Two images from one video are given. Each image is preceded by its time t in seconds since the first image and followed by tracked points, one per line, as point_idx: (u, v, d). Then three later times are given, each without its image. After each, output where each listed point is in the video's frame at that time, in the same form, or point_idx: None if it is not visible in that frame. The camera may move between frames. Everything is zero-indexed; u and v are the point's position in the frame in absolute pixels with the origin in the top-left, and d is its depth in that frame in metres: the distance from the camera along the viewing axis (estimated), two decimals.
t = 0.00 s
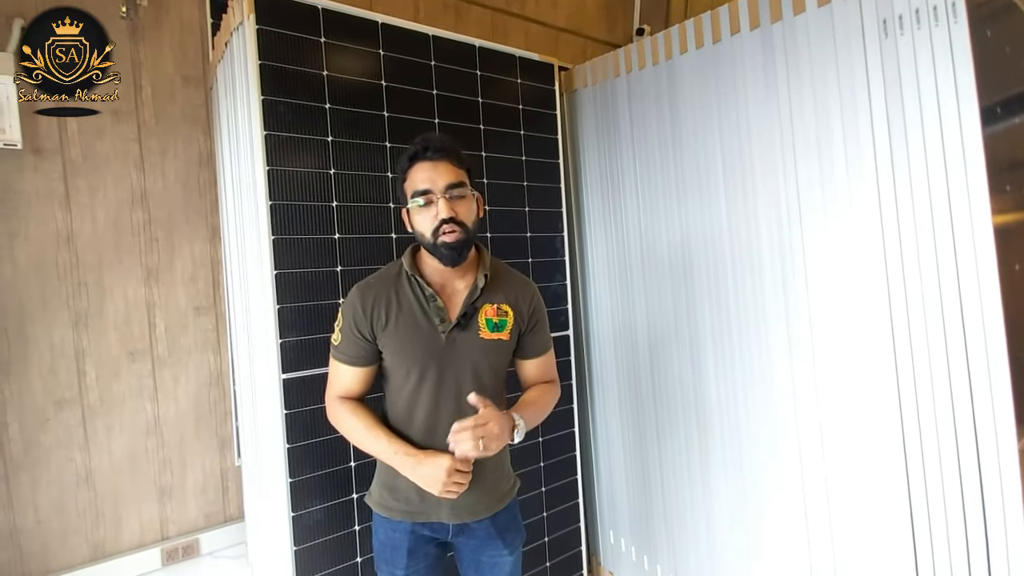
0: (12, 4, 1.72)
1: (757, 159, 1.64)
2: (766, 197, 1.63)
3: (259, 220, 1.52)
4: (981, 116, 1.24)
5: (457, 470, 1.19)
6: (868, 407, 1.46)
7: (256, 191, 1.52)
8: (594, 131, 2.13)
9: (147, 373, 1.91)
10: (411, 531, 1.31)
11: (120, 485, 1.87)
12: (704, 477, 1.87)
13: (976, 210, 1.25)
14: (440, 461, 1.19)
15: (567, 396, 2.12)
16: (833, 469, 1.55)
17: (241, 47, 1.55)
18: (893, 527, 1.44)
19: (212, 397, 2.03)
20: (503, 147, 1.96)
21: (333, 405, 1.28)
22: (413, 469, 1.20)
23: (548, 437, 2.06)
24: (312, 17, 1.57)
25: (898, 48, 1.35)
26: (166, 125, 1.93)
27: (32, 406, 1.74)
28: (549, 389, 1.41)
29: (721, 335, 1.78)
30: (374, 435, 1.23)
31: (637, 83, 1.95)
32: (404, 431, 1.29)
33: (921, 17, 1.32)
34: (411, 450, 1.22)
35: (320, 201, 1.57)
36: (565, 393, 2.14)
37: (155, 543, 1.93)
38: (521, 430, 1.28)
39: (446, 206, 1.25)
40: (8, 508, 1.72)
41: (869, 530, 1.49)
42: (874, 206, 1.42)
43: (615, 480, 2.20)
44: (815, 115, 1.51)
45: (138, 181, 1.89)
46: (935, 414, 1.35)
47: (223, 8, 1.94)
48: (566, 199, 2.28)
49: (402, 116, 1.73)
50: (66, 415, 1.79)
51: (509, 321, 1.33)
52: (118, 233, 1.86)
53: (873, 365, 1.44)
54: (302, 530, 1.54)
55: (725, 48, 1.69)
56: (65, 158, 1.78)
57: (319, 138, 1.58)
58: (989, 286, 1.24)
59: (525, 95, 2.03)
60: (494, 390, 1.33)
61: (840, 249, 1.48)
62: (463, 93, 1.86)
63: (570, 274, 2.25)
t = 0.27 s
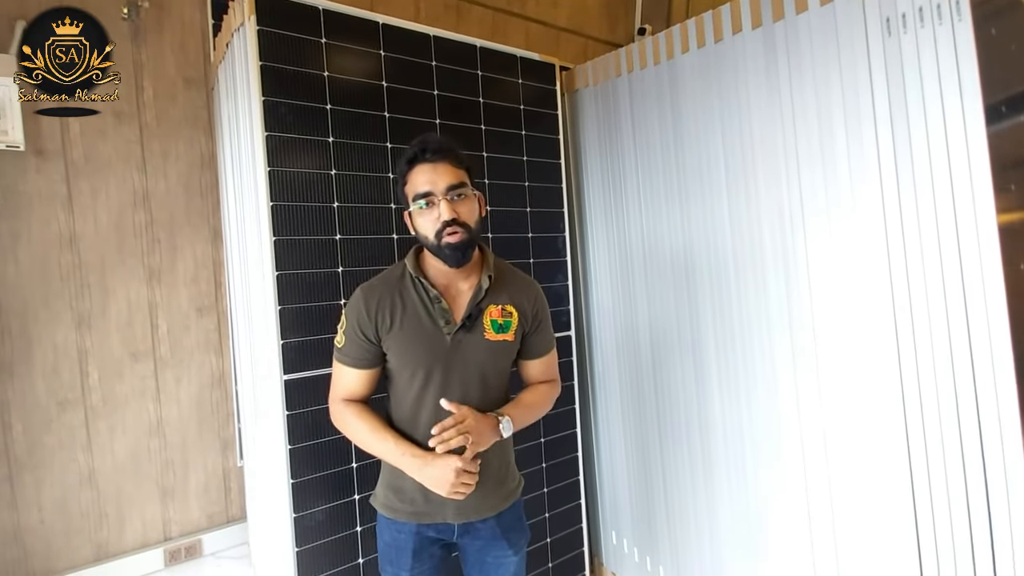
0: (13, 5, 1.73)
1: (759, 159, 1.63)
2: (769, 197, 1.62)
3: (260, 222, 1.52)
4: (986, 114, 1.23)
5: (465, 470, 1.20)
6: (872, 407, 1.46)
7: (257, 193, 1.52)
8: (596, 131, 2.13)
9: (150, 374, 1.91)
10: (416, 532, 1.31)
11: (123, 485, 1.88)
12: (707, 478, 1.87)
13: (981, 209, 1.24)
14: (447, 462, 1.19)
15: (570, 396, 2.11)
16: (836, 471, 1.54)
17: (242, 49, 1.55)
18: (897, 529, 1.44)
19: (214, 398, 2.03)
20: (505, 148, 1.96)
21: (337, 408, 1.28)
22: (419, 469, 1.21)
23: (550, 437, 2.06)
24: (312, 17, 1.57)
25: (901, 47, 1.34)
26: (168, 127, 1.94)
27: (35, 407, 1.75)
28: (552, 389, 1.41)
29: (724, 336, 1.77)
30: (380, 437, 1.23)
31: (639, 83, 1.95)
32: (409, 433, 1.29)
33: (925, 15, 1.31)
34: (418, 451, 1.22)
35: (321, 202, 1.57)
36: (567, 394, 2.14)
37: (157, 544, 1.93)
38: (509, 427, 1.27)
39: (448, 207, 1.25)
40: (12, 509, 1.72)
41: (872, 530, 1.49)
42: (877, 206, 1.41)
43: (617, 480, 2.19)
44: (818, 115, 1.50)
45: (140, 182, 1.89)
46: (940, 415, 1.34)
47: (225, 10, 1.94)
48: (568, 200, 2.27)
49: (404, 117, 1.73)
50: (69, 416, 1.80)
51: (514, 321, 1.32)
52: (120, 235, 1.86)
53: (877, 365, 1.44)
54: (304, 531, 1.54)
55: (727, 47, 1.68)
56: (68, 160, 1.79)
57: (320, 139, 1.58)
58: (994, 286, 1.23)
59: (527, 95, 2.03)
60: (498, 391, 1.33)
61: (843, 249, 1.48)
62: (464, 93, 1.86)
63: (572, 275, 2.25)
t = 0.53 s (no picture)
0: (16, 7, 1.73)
1: (761, 160, 1.64)
2: (770, 198, 1.63)
3: (263, 223, 1.53)
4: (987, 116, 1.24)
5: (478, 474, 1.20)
6: (873, 408, 1.46)
7: (260, 194, 1.53)
8: (597, 132, 2.13)
9: (153, 374, 1.92)
10: (424, 532, 1.31)
11: (127, 486, 1.89)
12: (708, 478, 1.87)
13: (982, 210, 1.24)
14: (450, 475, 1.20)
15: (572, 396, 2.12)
16: (837, 471, 1.55)
17: (245, 50, 1.56)
18: (898, 529, 1.44)
19: (217, 398, 2.04)
20: (507, 148, 1.96)
21: (344, 410, 1.29)
22: (433, 470, 1.21)
23: (552, 437, 2.07)
24: (315, 19, 1.58)
25: (902, 48, 1.35)
26: (171, 128, 1.94)
27: (39, 408, 1.75)
28: (559, 391, 1.41)
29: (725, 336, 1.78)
30: (386, 439, 1.24)
31: (640, 84, 1.95)
32: (416, 434, 1.30)
33: (926, 17, 1.31)
34: (426, 453, 1.22)
35: (324, 203, 1.58)
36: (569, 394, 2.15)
37: (160, 544, 1.94)
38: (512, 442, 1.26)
39: (452, 208, 1.26)
40: (16, 509, 1.73)
41: (873, 529, 1.49)
42: (879, 208, 1.41)
43: (619, 480, 2.20)
44: (819, 118, 1.51)
45: (142, 183, 1.90)
46: (941, 415, 1.35)
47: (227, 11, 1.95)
48: (569, 200, 2.28)
49: (407, 118, 1.74)
50: (73, 417, 1.80)
51: (519, 322, 1.32)
52: (123, 236, 1.87)
53: (878, 366, 1.44)
54: (307, 531, 1.54)
55: (729, 48, 1.68)
56: (71, 161, 1.79)
57: (323, 140, 1.58)
58: (995, 287, 1.24)
59: (528, 96, 2.03)
60: (504, 392, 1.34)
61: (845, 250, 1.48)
62: (466, 94, 1.87)
63: (573, 275, 2.26)
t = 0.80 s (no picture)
0: (21, 9, 1.74)
1: (763, 161, 1.64)
2: (773, 199, 1.63)
3: (267, 224, 1.53)
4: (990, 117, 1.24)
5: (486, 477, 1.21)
6: (875, 409, 1.47)
7: (264, 195, 1.53)
8: (600, 133, 2.14)
9: (156, 374, 1.93)
10: (430, 533, 1.32)
11: (131, 485, 1.89)
12: (711, 479, 1.87)
13: (985, 210, 1.25)
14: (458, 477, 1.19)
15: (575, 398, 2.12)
16: (840, 472, 1.55)
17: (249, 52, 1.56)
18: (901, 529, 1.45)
19: (220, 398, 2.04)
20: (510, 149, 1.97)
21: (351, 410, 1.29)
22: (440, 472, 1.21)
23: (554, 437, 2.07)
24: (319, 21, 1.58)
25: (905, 50, 1.35)
26: (174, 128, 1.95)
27: (43, 407, 1.76)
28: (565, 393, 1.42)
29: (728, 337, 1.78)
30: (393, 440, 1.24)
31: (643, 85, 1.95)
32: (423, 435, 1.31)
33: (929, 18, 1.31)
34: (435, 455, 1.23)
35: (328, 204, 1.59)
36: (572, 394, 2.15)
37: (164, 543, 1.95)
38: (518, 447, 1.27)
39: (459, 208, 1.26)
40: (20, 508, 1.74)
41: (875, 530, 1.50)
42: (882, 209, 1.42)
43: (621, 481, 2.20)
44: (822, 120, 1.51)
45: (146, 184, 1.90)
46: (944, 416, 1.35)
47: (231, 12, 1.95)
48: (572, 201, 2.28)
49: (410, 119, 1.74)
50: (77, 416, 1.81)
51: (526, 324, 1.33)
52: (127, 236, 1.88)
53: (881, 367, 1.45)
54: (311, 531, 1.55)
55: (731, 49, 1.69)
56: (75, 162, 1.80)
57: (327, 141, 1.59)
58: (998, 287, 1.24)
59: (531, 97, 2.04)
60: (511, 394, 1.35)
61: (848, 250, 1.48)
62: (469, 95, 1.87)
63: (576, 276, 2.26)
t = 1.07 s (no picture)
0: (24, 10, 1.75)
1: (763, 162, 1.65)
2: (773, 201, 1.64)
3: (269, 225, 1.54)
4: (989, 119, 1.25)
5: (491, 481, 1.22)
6: (875, 412, 1.47)
7: (267, 196, 1.54)
8: (600, 134, 2.14)
9: (158, 374, 1.93)
10: (436, 537, 1.32)
11: (132, 485, 1.90)
12: (711, 480, 1.88)
13: (985, 212, 1.25)
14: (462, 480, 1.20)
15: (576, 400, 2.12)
16: (840, 473, 1.56)
17: (252, 53, 1.57)
18: (901, 530, 1.45)
19: (221, 398, 2.05)
20: (511, 150, 1.98)
21: (356, 413, 1.30)
22: (445, 475, 1.21)
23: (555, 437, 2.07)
24: (321, 23, 1.59)
25: (905, 52, 1.36)
26: (177, 129, 1.96)
27: (46, 407, 1.77)
28: (571, 396, 1.42)
29: (728, 338, 1.78)
30: (399, 443, 1.25)
31: (644, 86, 1.96)
32: (428, 437, 1.31)
33: (928, 21, 1.32)
34: (439, 458, 1.23)
35: (330, 204, 1.59)
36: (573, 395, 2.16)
37: (165, 543, 1.95)
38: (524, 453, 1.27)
39: (466, 209, 1.27)
40: (22, 508, 1.74)
41: (875, 530, 1.50)
42: (882, 211, 1.42)
43: (621, 481, 2.21)
44: (822, 123, 1.52)
45: (149, 184, 1.91)
46: (943, 417, 1.35)
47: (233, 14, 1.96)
48: (572, 202, 2.29)
49: (412, 120, 1.75)
50: (79, 416, 1.81)
51: (533, 326, 1.33)
52: (129, 237, 1.88)
53: (880, 368, 1.45)
54: (312, 530, 1.55)
55: (732, 51, 1.70)
56: (78, 163, 1.81)
57: (329, 142, 1.60)
58: (997, 288, 1.25)
59: (532, 98, 2.05)
60: (516, 396, 1.35)
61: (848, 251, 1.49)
62: (471, 97, 1.88)
63: (576, 277, 2.26)
